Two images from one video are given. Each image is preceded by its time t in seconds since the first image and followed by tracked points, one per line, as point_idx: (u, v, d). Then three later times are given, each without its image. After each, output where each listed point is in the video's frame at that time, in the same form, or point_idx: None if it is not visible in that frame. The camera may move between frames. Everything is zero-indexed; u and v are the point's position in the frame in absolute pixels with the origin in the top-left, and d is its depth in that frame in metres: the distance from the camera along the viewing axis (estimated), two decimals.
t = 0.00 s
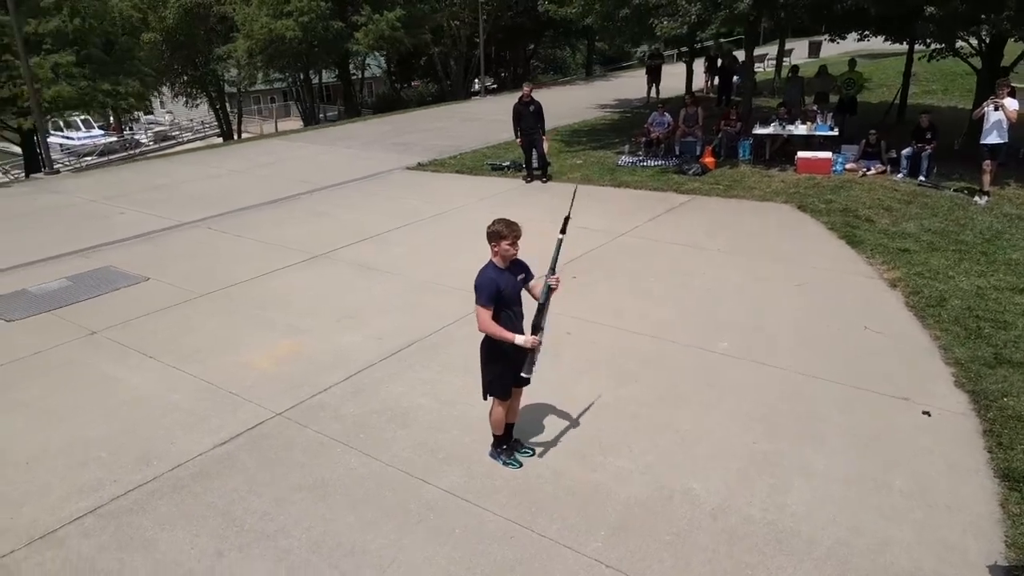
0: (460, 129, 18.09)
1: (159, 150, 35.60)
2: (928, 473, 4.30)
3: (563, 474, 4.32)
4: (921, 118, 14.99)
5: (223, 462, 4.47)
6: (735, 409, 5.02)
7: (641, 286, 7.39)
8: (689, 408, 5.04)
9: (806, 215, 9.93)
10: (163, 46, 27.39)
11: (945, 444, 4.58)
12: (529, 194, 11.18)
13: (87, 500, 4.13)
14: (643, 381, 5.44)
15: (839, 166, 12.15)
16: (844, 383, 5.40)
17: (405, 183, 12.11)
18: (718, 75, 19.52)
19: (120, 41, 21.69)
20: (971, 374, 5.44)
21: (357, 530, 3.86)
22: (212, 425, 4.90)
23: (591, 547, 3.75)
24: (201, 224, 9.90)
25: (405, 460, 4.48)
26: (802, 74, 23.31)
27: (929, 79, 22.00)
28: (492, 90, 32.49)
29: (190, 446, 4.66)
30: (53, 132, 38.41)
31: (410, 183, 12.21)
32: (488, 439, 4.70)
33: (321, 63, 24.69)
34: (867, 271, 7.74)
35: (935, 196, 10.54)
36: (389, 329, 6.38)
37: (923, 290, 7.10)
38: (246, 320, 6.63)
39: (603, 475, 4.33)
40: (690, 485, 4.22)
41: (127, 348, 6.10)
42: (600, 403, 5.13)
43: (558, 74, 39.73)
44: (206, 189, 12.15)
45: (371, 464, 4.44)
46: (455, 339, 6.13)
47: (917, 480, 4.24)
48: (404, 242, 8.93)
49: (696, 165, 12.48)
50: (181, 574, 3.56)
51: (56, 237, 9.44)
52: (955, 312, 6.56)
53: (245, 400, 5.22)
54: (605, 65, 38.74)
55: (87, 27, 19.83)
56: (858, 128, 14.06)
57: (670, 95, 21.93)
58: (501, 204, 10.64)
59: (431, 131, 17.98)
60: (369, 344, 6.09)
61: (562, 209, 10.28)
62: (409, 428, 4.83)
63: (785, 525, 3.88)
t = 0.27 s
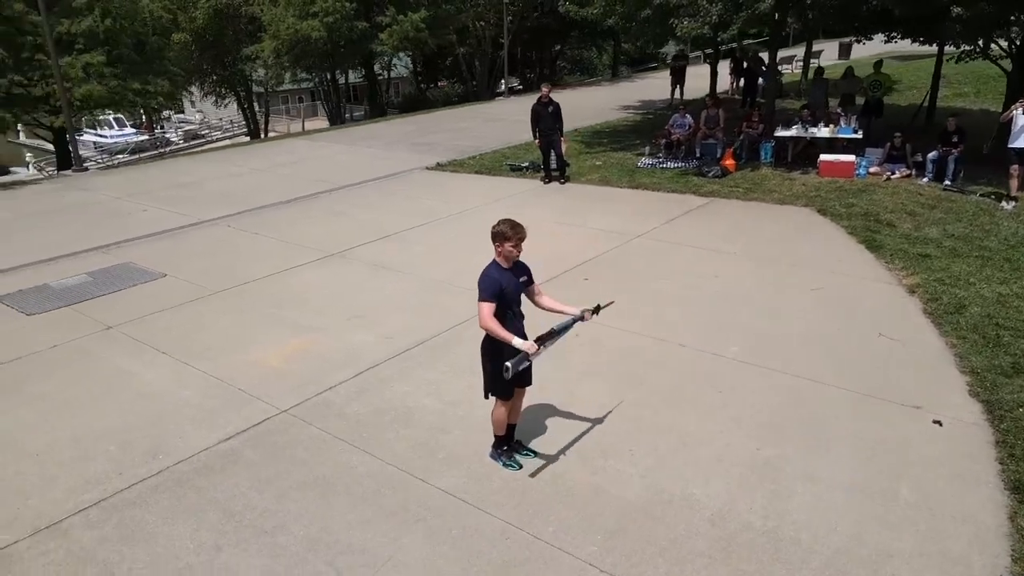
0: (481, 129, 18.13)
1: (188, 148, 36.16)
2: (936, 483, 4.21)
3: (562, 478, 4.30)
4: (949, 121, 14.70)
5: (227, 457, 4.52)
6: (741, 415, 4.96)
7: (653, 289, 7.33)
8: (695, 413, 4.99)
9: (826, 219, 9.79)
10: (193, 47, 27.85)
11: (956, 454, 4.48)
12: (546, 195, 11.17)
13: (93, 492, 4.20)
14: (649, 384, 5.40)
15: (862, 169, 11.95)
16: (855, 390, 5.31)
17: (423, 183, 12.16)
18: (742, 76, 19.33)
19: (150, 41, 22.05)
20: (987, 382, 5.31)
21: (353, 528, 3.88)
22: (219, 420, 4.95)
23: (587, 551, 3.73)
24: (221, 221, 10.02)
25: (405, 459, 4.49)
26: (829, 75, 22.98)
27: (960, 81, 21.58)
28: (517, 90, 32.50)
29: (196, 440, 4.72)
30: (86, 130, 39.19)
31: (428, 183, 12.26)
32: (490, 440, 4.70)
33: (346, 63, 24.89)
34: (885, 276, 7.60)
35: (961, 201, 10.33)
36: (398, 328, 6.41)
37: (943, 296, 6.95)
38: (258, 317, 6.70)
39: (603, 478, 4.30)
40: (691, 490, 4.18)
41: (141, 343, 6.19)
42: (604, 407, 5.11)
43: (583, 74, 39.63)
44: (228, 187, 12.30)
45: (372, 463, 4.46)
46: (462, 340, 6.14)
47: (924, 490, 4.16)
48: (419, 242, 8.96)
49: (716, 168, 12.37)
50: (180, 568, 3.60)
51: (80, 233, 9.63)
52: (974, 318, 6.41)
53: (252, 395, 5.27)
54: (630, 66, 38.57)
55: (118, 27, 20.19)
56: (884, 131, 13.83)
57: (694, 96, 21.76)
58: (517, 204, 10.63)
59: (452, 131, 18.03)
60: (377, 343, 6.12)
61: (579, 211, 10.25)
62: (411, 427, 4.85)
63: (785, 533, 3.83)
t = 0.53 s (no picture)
0: (502, 129, 18.14)
1: (216, 146, 36.66)
2: (942, 493, 4.12)
3: (560, 479, 4.28)
4: (979, 124, 14.37)
5: (230, 452, 4.57)
6: (745, 421, 4.90)
7: (666, 291, 7.27)
8: (699, 417, 4.94)
9: (847, 222, 9.63)
10: (221, 46, 28.25)
11: (965, 464, 4.38)
12: (562, 195, 11.14)
13: (99, 483, 4.28)
14: (654, 388, 5.36)
15: (886, 172, 11.75)
16: (865, 397, 5.22)
17: (441, 183, 12.19)
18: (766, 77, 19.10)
19: (179, 40, 22.39)
20: (1003, 392, 5.18)
21: (350, 525, 3.91)
22: (225, 416, 5.01)
23: (581, 554, 3.71)
24: (239, 219, 10.15)
25: (406, 458, 4.51)
26: (857, 77, 22.62)
27: (993, 83, 21.11)
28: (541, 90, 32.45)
29: (201, 435, 4.78)
30: (119, 128, 39.92)
31: (446, 182, 12.29)
32: (491, 440, 4.70)
33: (370, 62, 25.06)
34: (904, 281, 7.45)
35: (987, 205, 10.10)
36: (406, 327, 6.43)
37: (963, 302, 6.80)
38: (270, 314, 6.77)
39: (602, 481, 4.28)
40: (690, 495, 4.14)
41: (155, 338, 6.29)
42: (607, 409, 5.08)
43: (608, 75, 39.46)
44: (249, 185, 12.45)
45: (372, 461, 4.48)
46: (470, 340, 6.14)
47: (930, 500, 4.07)
48: (433, 241, 8.99)
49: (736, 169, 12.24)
50: (178, 560, 3.65)
51: (103, 229, 9.81)
52: (994, 325, 6.25)
53: (259, 391, 5.33)
54: (655, 67, 38.32)
55: (147, 27, 20.52)
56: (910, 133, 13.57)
57: (719, 97, 21.56)
58: (533, 205, 10.62)
59: (473, 131, 18.06)
60: (385, 342, 6.15)
61: (595, 212, 10.21)
62: (413, 426, 4.87)
63: (784, 541, 3.77)
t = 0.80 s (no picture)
0: (523, 130, 18.13)
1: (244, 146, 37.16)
2: (948, 508, 4.03)
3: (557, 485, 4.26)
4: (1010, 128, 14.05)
5: (232, 451, 4.62)
6: (749, 429, 4.83)
7: (676, 296, 7.20)
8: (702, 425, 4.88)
9: (867, 228, 9.46)
10: (249, 48, 28.63)
11: (974, 478, 4.28)
12: (579, 198, 11.10)
13: (104, 479, 4.35)
14: (659, 395, 5.31)
15: (910, 177, 11.52)
16: (875, 407, 5.12)
17: (458, 184, 12.21)
18: (791, 80, 18.87)
19: (207, 41, 22.72)
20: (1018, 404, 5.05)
21: (346, 526, 3.93)
22: (231, 414, 5.07)
23: (574, 561, 3.69)
24: (258, 218, 10.26)
25: (405, 460, 4.52)
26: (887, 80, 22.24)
27: None
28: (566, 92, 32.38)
29: (205, 433, 4.84)
30: (150, 127, 40.63)
31: (463, 183, 12.31)
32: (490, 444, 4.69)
33: (395, 64, 25.22)
34: (923, 289, 7.30)
35: (1013, 212, 9.87)
36: (415, 328, 6.45)
37: (983, 311, 6.64)
38: (281, 313, 6.83)
39: (599, 487, 4.25)
40: (688, 504, 4.09)
41: (167, 335, 6.37)
42: (610, 415, 5.04)
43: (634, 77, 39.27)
44: (269, 184, 12.59)
45: (371, 462, 4.50)
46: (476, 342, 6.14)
47: (935, 514, 3.98)
48: (446, 242, 9.01)
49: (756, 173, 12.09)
50: (175, 557, 3.70)
51: (125, 227, 9.98)
52: (1013, 335, 6.10)
53: (265, 391, 5.38)
54: (682, 68, 38.06)
55: (176, 28, 20.85)
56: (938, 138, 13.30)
57: (743, 100, 21.34)
58: (549, 207, 10.60)
59: (494, 132, 18.08)
60: (392, 343, 6.17)
61: (610, 215, 10.15)
62: (415, 428, 4.87)
63: (782, 553, 3.72)
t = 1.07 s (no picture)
0: (544, 132, 18.10)
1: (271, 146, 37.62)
2: (953, 522, 3.93)
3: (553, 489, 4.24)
4: None
5: (234, 448, 4.67)
6: (752, 438, 4.77)
7: (688, 301, 7.13)
8: (705, 433, 4.82)
9: (888, 234, 9.29)
10: (277, 49, 29.00)
11: (981, 493, 4.17)
12: (595, 201, 11.06)
13: (107, 474, 4.42)
14: (663, 401, 5.26)
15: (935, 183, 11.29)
16: (883, 417, 5.02)
17: (476, 186, 12.23)
18: (818, 83, 18.61)
19: (234, 42, 23.07)
20: None
21: (339, 526, 3.94)
22: (235, 412, 5.12)
23: (564, 567, 3.66)
24: (276, 218, 10.37)
25: (402, 461, 4.53)
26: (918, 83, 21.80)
27: None
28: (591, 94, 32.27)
29: (209, 430, 4.90)
30: (181, 127, 41.36)
31: (481, 185, 12.33)
32: (490, 447, 4.68)
33: (420, 65, 25.35)
34: (942, 298, 7.14)
35: None
36: (422, 329, 6.47)
37: (1003, 321, 6.46)
38: (292, 312, 6.89)
39: (595, 493, 4.21)
40: (684, 512, 4.04)
41: (179, 333, 6.46)
42: (611, 420, 5.01)
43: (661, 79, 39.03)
44: (290, 184, 12.72)
45: (369, 463, 4.51)
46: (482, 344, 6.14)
47: (938, 529, 3.89)
48: (459, 244, 9.02)
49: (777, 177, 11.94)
50: (170, 552, 3.75)
51: (146, 225, 10.15)
52: None
53: (270, 389, 5.43)
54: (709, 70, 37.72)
55: (205, 30, 21.20)
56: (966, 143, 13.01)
57: (769, 103, 21.09)
58: (565, 210, 10.56)
59: (516, 134, 18.08)
60: (399, 344, 6.19)
61: (626, 219, 10.09)
62: (415, 429, 4.88)
63: (777, 565, 3.66)
